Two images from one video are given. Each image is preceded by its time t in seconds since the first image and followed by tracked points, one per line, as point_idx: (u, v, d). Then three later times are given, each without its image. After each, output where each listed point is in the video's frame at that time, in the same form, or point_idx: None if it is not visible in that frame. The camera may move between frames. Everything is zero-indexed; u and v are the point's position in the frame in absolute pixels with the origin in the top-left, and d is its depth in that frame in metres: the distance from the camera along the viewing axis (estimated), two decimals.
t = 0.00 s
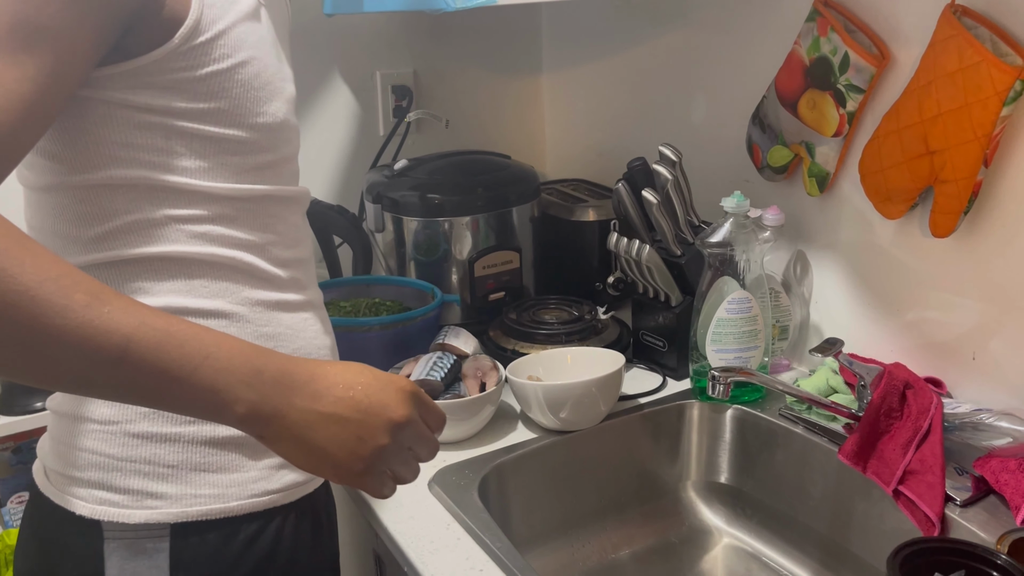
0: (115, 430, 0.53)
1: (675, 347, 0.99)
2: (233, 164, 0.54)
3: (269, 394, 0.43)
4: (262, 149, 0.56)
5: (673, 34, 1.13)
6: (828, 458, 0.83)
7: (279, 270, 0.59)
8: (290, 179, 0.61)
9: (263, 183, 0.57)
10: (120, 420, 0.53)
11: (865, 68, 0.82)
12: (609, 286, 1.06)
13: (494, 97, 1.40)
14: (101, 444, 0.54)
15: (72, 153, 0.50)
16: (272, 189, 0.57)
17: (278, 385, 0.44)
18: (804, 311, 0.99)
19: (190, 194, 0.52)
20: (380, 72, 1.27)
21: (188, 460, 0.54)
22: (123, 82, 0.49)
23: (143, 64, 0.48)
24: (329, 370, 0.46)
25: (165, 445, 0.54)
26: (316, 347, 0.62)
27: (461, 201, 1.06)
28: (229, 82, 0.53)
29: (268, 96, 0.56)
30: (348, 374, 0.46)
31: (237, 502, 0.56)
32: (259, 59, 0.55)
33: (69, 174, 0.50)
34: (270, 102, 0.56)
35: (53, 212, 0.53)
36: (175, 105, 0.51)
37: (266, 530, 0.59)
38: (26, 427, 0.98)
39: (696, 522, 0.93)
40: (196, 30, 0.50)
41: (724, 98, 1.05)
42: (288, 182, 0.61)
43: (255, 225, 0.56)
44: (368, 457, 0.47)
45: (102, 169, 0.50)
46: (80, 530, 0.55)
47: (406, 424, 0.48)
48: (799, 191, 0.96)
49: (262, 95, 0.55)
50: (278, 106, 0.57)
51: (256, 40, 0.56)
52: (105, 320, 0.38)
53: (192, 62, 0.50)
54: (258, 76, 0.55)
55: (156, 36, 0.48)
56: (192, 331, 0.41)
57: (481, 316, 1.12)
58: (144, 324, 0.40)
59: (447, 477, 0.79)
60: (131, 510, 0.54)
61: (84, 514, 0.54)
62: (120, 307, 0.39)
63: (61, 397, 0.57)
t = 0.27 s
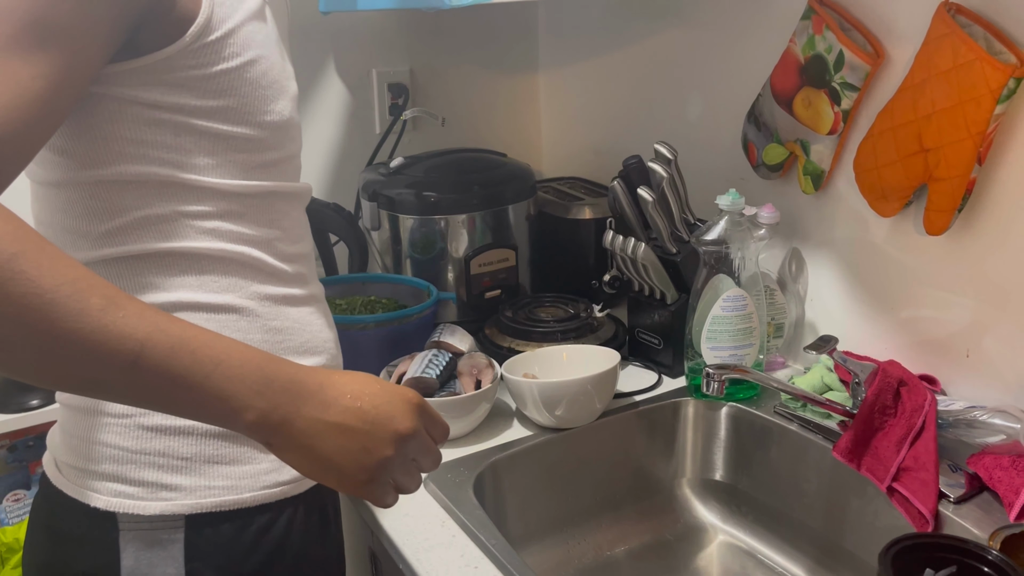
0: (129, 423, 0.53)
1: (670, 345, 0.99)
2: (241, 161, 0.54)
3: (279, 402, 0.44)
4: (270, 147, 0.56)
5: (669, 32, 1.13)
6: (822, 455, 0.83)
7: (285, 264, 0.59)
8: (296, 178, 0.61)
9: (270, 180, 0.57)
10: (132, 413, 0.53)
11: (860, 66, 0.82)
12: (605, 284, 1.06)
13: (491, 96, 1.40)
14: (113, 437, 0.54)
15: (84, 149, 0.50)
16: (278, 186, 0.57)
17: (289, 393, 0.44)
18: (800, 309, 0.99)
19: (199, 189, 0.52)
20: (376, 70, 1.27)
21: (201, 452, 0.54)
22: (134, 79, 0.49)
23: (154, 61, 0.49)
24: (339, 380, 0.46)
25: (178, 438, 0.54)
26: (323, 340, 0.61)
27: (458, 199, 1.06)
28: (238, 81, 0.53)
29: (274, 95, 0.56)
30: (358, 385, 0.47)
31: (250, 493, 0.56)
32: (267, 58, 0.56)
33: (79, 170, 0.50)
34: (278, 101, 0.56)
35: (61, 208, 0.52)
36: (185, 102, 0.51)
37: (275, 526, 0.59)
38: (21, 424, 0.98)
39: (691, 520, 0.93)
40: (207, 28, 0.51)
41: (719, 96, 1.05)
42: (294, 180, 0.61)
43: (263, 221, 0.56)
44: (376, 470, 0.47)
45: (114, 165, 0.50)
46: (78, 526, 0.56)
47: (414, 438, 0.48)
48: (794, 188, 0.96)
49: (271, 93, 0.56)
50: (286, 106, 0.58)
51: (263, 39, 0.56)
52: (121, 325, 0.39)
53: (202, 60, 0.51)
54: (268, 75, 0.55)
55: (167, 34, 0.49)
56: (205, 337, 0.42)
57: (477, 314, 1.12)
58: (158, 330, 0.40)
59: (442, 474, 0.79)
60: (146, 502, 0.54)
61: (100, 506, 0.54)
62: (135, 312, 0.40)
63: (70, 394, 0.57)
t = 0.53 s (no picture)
0: (137, 422, 0.53)
1: (668, 344, 0.99)
2: (246, 159, 0.54)
3: (304, 408, 0.43)
4: (275, 144, 0.56)
5: (667, 31, 1.13)
6: (820, 454, 0.83)
7: (289, 261, 0.59)
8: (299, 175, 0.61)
9: (274, 178, 0.57)
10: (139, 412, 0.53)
11: (858, 65, 0.82)
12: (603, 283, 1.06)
13: (490, 95, 1.40)
14: (121, 436, 0.53)
15: (93, 148, 0.49)
16: (283, 183, 0.58)
17: (313, 399, 0.43)
18: (798, 307, 0.99)
19: (205, 187, 0.52)
20: (375, 69, 1.27)
21: (210, 451, 0.54)
22: (141, 77, 0.49)
23: (162, 60, 0.49)
24: (365, 386, 0.45)
25: (186, 436, 0.53)
26: (325, 338, 0.61)
27: (456, 198, 1.06)
28: (244, 79, 0.53)
29: (279, 93, 0.56)
30: (383, 389, 0.46)
31: (257, 491, 0.56)
32: (271, 57, 0.56)
33: (87, 168, 0.50)
34: (282, 99, 0.56)
35: (68, 206, 0.52)
36: (192, 100, 0.51)
37: (279, 527, 0.59)
38: (18, 424, 0.97)
39: (689, 518, 0.93)
40: (214, 26, 0.50)
41: (717, 95, 1.05)
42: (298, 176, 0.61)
43: (269, 217, 0.57)
44: (397, 474, 0.46)
45: (121, 164, 0.50)
46: (80, 525, 0.56)
47: (436, 443, 0.48)
48: (792, 187, 0.97)
49: (275, 91, 0.56)
50: (290, 104, 0.58)
51: (268, 36, 0.56)
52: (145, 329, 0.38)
53: (209, 59, 0.51)
54: (272, 73, 0.55)
55: (174, 33, 0.49)
56: (230, 341, 0.41)
57: (476, 313, 1.13)
58: (183, 335, 0.39)
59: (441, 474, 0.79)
60: (154, 501, 0.53)
61: (108, 505, 0.54)
62: (160, 315, 0.39)
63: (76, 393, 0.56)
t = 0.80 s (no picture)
0: (137, 426, 0.53)
1: (668, 343, 0.99)
2: (247, 160, 0.54)
3: (303, 426, 0.41)
4: (276, 145, 0.56)
5: (666, 31, 1.13)
6: (820, 452, 0.83)
7: (288, 262, 0.59)
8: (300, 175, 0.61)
9: (275, 179, 0.57)
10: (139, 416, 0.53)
11: (857, 64, 0.82)
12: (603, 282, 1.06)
13: (489, 95, 1.40)
14: (120, 440, 0.53)
15: (93, 150, 0.49)
16: (284, 184, 0.58)
17: (311, 417, 0.42)
18: (797, 306, 0.99)
19: (206, 188, 0.52)
20: (374, 69, 1.27)
21: (209, 454, 0.54)
22: (142, 78, 0.49)
23: (163, 60, 0.49)
24: (363, 404, 0.44)
25: (185, 440, 0.53)
26: (324, 340, 0.61)
27: (456, 197, 1.06)
28: (245, 80, 0.53)
29: (280, 93, 0.56)
30: (381, 407, 0.44)
31: (257, 495, 0.56)
32: (272, 59, 0.56)
33: (87, 169, 0.50)
34: (283, 99, 0.57)
35: (68, 207, 0.52)
36: (193, 101, 0.51)
37: (280, 526, 0.59)
38: (18, 424, 0.97)
39: (689, 517, 0.93)
40: (215, 27, 0.50)
41: (716, 95, 1.05)
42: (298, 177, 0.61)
43: (270, 217, 0.57)
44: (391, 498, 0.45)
45: (122, 165, 0.50)
46: (80, 525, 0.56)
47: (432, 467, 0.46)
48: (792, 187, 0.97)
49: (276, 93, 0.56)
50: (291, 106, 0.58)
51: (269, 36, 0.57)
52: (144, 342, 0.37)
53: (210, 60, 0.51)
54: (273, 74, 0.56)
55: (175, 34, 0.49)
56: (228, 355, 0.40)
57: (476, 312, 1.13)
58: (182, 346, 0.38)
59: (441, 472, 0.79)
60: (154, 505, 0.53)
61: (107, 510, 0.54)
62: (159, 326, 0.38)
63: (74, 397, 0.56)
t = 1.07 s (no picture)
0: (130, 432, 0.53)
1: (668, 342, 0.99)
2: (243, 161, 0.54)
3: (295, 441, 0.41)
4: (272, 145, 0.56)
5: (665, 31, 1.13)
6: (819, 451, 0.83)
7: (285, 264, 0.59)
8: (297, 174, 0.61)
9: (271, 179, 0.57)
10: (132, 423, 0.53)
11: (856, 64, 0.82)
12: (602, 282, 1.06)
13: (488, 94, 1.40)
14: (113, 446, 0.53)
15: (86, 153, 0.49)
16: (280, 185, 0.58)
17: (304, 433, 0.41)
18: (796, 306, 0.99)
19: (200, 190, 0.52)
20: (373, 69, 1.27)
21: (202, 461, 0.54)
22: (136, 80, 0.49)
23: (157, 61, 0.49)
24: (356, 419, 0.43)
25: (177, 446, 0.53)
26: (320, 344, 0.61)
27: (455, 197, 1.06)
28: (240, 80, 0.53)
29: (276, 93, 0.57)
30: (374, 422, 0.43)
31: (250, 500, 0.56)
32: (268, 58, 0.56)
33: (80, 173, 0.50)
34: (278, 99, 0.57)
35: (60, 212, 0.52)
36: (187, 102, 0.51)
37: (280, 525, 0.59)
38: (17, 424, 0.97)
39: (689, 516, 0.93)
40: (209, 27, 0.51)
41: (715, 94, 1.05)
42: (295, 177, 0.61)
43: (266, 219, 0.57)
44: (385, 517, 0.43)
45: (115, 168, 0.49)
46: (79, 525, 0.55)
47: (427, 485, 0.45)
48: (791, 186, 0.97)
49: (271, 92, 0.56)
50: (287, 105, 0.58)
51: (263, 35, 0.57)
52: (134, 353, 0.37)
53: (204, 60, 0.51)
54: (269, 74, 0.56)
55: (169, 34, 0.49)
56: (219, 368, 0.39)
57: (476, 312, 1.13)
58: (172, 361, 0.38)
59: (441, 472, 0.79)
60: (146, 512, 0.53)
61: (98, 517, 0.54)
62: (149, 338, 0.38)
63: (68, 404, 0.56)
